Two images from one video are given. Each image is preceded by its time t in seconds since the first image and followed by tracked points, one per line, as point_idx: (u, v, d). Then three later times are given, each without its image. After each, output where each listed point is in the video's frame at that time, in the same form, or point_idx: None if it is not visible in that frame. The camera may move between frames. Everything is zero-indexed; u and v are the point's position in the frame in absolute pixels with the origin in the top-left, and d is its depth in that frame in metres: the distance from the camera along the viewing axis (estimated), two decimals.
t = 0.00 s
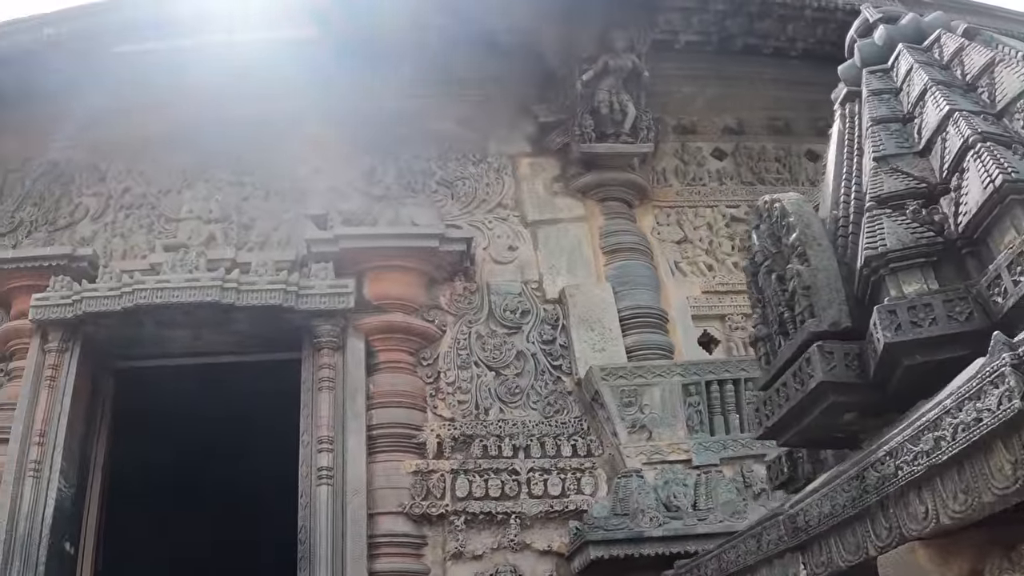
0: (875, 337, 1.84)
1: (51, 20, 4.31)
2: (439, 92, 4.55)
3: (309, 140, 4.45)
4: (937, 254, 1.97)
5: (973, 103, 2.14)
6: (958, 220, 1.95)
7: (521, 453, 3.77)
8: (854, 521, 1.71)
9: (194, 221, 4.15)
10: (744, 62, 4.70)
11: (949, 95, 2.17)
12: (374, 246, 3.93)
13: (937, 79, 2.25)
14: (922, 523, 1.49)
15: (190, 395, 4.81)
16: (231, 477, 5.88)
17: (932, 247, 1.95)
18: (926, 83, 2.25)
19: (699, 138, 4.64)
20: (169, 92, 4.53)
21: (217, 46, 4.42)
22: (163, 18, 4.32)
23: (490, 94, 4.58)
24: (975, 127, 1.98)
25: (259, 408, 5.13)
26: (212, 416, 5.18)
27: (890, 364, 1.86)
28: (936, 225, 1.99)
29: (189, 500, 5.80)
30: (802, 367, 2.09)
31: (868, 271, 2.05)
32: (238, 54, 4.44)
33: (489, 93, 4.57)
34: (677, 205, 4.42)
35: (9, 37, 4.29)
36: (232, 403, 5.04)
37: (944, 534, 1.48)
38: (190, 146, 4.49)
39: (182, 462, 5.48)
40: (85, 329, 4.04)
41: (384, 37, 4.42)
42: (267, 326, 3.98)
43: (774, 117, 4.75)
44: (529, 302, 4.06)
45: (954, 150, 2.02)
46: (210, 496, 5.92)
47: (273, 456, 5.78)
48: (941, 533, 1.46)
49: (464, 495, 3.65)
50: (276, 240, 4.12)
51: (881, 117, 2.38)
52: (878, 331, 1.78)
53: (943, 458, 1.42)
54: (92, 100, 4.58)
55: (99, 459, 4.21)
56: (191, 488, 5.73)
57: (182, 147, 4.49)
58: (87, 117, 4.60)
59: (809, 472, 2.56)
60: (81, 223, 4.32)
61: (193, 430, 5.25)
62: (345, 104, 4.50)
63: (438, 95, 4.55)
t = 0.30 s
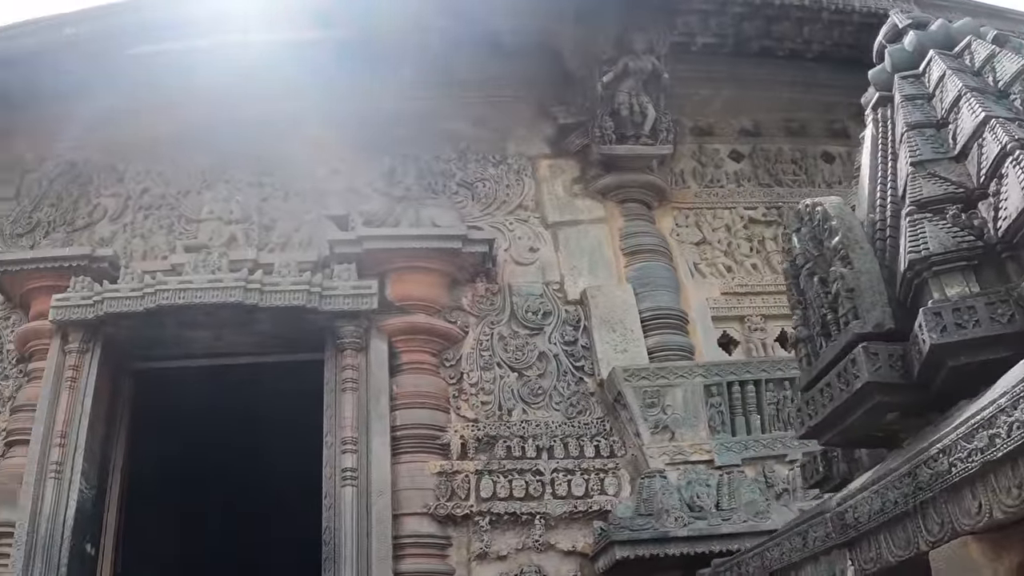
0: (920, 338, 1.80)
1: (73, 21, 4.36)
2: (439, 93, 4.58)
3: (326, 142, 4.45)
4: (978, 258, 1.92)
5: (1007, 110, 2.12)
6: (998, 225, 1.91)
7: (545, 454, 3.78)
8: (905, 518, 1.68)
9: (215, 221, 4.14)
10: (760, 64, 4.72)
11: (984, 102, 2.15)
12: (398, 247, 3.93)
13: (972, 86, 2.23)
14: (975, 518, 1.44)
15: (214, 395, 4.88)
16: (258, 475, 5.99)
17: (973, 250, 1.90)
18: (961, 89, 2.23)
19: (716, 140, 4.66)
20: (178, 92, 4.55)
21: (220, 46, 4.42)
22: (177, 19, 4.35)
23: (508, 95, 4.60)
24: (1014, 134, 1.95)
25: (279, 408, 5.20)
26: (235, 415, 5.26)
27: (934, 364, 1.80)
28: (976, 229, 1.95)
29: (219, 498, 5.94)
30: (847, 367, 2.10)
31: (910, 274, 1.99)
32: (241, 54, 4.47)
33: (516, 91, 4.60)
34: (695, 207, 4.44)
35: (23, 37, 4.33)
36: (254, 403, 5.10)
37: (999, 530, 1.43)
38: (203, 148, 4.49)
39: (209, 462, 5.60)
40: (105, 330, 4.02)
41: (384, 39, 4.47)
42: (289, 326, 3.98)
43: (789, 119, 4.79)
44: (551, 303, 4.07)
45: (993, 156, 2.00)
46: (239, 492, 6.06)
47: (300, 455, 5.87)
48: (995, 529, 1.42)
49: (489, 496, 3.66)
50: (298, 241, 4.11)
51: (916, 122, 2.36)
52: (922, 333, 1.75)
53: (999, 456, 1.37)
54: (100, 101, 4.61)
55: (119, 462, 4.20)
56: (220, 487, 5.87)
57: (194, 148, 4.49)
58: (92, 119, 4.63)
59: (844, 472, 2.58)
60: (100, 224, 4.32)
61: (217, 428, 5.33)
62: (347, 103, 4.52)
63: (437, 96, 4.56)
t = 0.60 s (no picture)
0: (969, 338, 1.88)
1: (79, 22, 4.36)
2: (435, 94, 4.58)
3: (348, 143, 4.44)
4: None
5: None
6: None
7: (573, 453, 3.81)
8: (958, 512, 1.69)
9: (242, 222, 4.15)
10: (780, 66, 4.75)
11: None
12: (426, 248, 3.95)
13: (1012, 93, 2.17)
14: None
15: (236, 396, 4.85)
16: (280, 480, 5.92)
17: (1020, 255, 1.90)
18: (1001, 97, 2.17)
19: (737, 141, 4.69)
20: (184, 92, 4.53)
21: (221, 48, 4.42)
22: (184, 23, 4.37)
23: (531, 96, 4.63)
24: None
25: (299, 410, 5.15)
26: (256, 418, 5.21)
27: (983, 364, 1.88)
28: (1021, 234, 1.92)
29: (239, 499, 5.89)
30: (897, 367, 2.13)
31: (958, 278, 2.00)
32: (243, 55, 4.46)
33: (539, 91, 4.62)
34: (718, 208, 4.47)
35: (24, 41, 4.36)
36: (276, 406, 5.06)
37: None
38: (215, 151, 4.48)
39: (229, 463, 5.55)
40: (131, 331, 4.02)
41: (384, 39, 4.45)
42: (317, 327, 3.98)
43: (808, 121, 4.82)
44: (577, 304, 4.10)
45: None
46: (261, 496, 6.00)
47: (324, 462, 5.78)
48: None
49: (519, 496, 3.68)
50: (324, 241, 4.12)
51: (954, 129, 2.28)
52: (973, 334, 1.82)
53: None
54: (98, 104, 4.58)
55: (143, 464, 4.19)
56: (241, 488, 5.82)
57: (206, 150, 4.48)
58: (87, 122, 4.59)
59: (884, 470, 2.62)
60: (124, 224, 4.32)
61: (240, 430, 5.30)
62: (349, 104, 4.53)
63: (432, 99, 4.57)
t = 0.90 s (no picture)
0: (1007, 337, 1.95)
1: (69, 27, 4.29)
2: (431, 93, 4.59)
3: (369, 145, 4.49)
4: None
5: None
6: None
7: (599, 453, 3.84)
8: (1003, 503, 1.71)
9: (266, 224, 4.18)
10: (796, 68, 4.80)
11: None
12: (451, 250, 3.97)
13: None
14: None
15: (261, 399, 4.88)
16: (312, 476, 5.99)
17: None
18: None
19: (755, 143, 4.73)
20: (185, 91, 4.56)
21: (217, 49, 4.37)
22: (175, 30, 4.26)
23: (551, 98, 4.66)
24: None
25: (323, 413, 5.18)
26: (280, 420, 5.25)
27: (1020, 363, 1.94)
28: None
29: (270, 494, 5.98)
30: (938, 366, 2.15)
31: (995, 279, 2.04)
32: (241, 55, 4.42)
33: (561, 93, 4.65)
34: (737, 209, 4.50)
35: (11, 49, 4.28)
36: (300, 409, 5.10)
37: None
38: (218, 148, 4.54)
39: (256, 459, 5.63)
40: (155, 332, 4.02)
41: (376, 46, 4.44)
42: (342, 328, 4.00)
43: (824, 123, 4.88)
44: (600, 305, 4.12)
45: None
46: (290, 492, 6.06)
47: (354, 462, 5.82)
48: None
49: (546, 495, 3.71)
50: (349, 242, 4.13)
51: (986, 134, 2.30)
52: (1011, 334, 1.90)
53: None
54: (96, 105, 4.62)
55: (166, 465, 4.19)
56: (271, 482, 5.90)
57: (207, 147, 4.55)
58: (86, 124, 4.64)
59: (918, 466, 2.61)
60: (145, 225, 4.33)
61: (265, 430, 5.34)
62: (347, 103, 4.55)
63: (427, 101, 4.57)
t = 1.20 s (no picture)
0: None
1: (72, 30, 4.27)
2: (432, 91, 4.60)
3: (390, 144, 4.48)
4: None
5: None
6: None
7: (626, 452, 3.83)
8: None
9: (289, 223, 4.17)
10: (815, 67, 4.80)
11: None
12: (477, 249, 3.96)
13: None
14: None
15: (288, 399, 4.87)
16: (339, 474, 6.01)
17: None
18: None
19: (774, 142, 4.75)
20: (189, 90, 4.58)
21: (219, 49, 4.37)
22: (177, 31, 4.25)
23: (571, 96, 4.65)
24: None
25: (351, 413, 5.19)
26: (307, 420, 5.24)
27: None
28: None
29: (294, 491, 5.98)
30: (988, 359, 2.10)
31: None
32: (242, 55, 4.43)
33: (581, 92, 4.65)
34: (758, 208, 4.51)
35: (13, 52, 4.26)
36: (326, 409, 5.09)
37: None
38: (226, 147, 4.54)
39: (284, 456, 5.62)
40: (178, 333, 3.99)
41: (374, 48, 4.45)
42: (368, 327, 3.98)
43: (842, 122, 4.89)
44: (625, 303, 4.12)
45: None
46: (315, 490, 6.07)
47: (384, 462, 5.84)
48: None
49: (575, 494, 3.70)
50: (373, 241, 4.12)
51: None
52: None
53: None
54: (101, 107, 4.61)
55: (188, 466, 4.15)
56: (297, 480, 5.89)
57: (215, 147, 4.54)
58: (90, 125, 4.62)
59: (957, 461, 2.48)
60: (166, 224, 4.32)
61: (294, 429, 5.34)
62: (351, 101, 4.57)
63: (427, 101, 4.58)
